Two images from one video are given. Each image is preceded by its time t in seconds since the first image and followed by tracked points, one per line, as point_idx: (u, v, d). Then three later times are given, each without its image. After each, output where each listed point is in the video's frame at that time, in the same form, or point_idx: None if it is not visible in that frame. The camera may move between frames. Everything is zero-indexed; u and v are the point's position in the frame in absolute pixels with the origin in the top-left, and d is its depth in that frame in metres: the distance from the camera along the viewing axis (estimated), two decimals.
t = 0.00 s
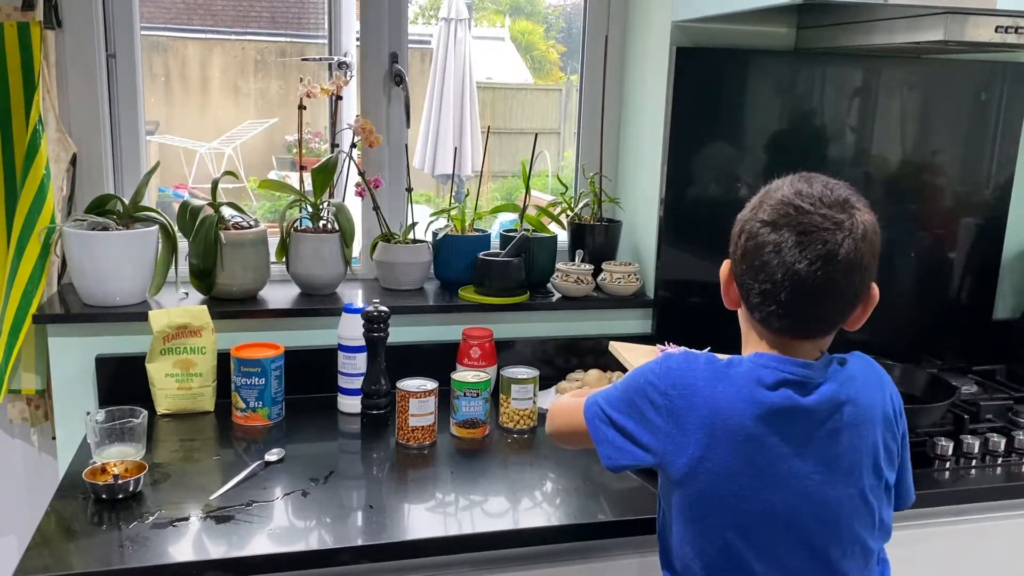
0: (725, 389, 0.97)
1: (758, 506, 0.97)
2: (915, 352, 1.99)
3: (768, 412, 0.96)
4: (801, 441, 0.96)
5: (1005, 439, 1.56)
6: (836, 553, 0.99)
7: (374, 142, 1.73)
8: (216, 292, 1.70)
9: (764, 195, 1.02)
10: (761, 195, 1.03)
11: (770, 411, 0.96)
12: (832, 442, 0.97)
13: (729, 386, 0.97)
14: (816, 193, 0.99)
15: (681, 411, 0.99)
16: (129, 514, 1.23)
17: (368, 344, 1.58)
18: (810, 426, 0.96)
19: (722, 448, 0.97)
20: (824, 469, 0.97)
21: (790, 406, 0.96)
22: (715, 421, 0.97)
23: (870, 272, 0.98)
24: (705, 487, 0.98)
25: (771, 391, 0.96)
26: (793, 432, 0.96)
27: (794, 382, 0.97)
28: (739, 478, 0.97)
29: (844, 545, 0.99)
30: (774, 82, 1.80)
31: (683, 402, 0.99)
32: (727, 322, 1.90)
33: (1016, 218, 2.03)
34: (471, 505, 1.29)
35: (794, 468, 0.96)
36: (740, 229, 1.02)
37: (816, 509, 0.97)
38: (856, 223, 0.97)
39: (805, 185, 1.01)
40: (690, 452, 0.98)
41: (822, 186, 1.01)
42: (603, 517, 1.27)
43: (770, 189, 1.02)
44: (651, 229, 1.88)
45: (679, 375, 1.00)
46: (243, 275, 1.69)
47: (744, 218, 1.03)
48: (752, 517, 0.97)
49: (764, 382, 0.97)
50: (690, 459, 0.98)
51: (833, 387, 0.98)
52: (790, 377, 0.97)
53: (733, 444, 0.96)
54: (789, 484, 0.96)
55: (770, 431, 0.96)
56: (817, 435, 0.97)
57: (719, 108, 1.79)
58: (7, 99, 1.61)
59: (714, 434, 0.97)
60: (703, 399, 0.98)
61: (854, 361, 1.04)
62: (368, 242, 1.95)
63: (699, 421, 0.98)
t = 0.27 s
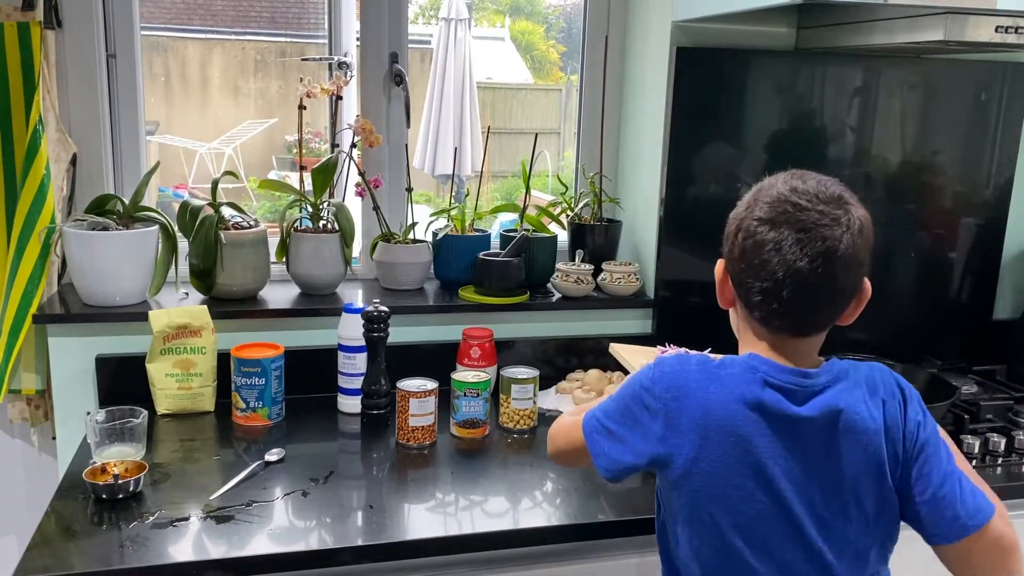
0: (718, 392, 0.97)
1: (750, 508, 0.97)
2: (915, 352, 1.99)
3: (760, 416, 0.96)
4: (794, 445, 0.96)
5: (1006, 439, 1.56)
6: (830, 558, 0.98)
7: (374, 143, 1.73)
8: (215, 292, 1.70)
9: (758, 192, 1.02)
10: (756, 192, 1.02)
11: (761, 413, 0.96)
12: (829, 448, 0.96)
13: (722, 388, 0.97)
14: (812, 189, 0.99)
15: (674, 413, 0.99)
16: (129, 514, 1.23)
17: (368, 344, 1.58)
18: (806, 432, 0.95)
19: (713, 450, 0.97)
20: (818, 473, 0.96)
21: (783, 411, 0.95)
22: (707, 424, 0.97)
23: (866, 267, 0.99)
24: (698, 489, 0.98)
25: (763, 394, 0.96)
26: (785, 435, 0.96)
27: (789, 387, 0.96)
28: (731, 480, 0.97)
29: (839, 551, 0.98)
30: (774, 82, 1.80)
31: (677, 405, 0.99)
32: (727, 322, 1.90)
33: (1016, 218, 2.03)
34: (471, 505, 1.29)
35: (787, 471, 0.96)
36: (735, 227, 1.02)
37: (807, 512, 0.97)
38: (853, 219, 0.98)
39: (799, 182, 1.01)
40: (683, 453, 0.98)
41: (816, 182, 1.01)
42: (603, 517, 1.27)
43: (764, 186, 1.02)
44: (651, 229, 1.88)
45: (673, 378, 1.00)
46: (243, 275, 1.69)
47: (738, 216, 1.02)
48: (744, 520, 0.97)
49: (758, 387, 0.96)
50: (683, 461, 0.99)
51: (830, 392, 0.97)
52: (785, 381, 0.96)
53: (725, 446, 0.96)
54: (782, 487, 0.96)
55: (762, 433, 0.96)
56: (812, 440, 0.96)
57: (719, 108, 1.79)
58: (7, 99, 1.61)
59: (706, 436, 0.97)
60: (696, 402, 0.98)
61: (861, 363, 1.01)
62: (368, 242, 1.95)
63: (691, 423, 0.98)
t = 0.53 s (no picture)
0: (717, 399, 0.97)
1: (755, 515, 0.96)
2: (915, 352, 1.99)
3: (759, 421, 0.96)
4: (796, 449, 0.96)
5: (1005, 439, 1.55)
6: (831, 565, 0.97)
7: (374, 143, 1.73)
8: (215, 292, 1.70)
9: (758, 194, 1.02)
10: (757, 194, 1.02)
11: (761, 418, 0.96)
12: (827, 454, 0.96)
13: (720, 395, 0.97)
14: (813, 190, 0.99)
15: (673, 420, 0.99)
16: (129, 514, 1.23)
17: (368, 344, 1.58)
18: (805, 437, 0.95)
19: (715, 457, 0.96)
20: (820, 477, 0.96)
21: (782, 416, 0.95)
22: (707, 431, 0.97)
23: (868, 267, 0.99)
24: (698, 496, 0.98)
25: (762, 398, 0.96)
26: (787, 440, 0.95)
27: (787, 391, 0.96)
28: (734, 487, 0.96)
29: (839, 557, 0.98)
30: (774, 82, 1.80)
31: (676, 413, 0.99)
32: (727, 322, 1.90)
33: (1016, 218, 2.03)
34: (471, 505, 1.29)
35: (786, 478, 0.95)
36: (735, 229, 1.02)
37: (808, 519, 0.96)
38: (854, 219, 0.98)
39: (800, 182, 1.01)
40: (683, 461, 0.98)
41: (816, 182, 1.01)
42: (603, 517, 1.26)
43: (764, 187, 1.02)
44: (650, 229, 1.88)
45: (671, 388, 1.00)
46: (243, 275, 1.69)
47: (739, 218, 1.02)
48: (749, 527, 0.96)
49: (757, 392, 0.96)
50: (682, 467, 0.98)
51: (829, 397, 0.97)
52: (783, 387, 0.96)
53: (724, 452, 0.96)
54: (782, 494, 0.95)
55: (762, 438, 0.95)
56: (811, 445, 0.96)
57: (719, 108, 1.79)
58: (7, 99, 1.61)
59: (707, 443, 0.97)
60: (694, 408, 0.98)
61: (857, 365, 1.02)
62: (368, 242, 1.95)
63: (692, 431, 0.98)
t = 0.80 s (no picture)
0: (718, 403, 0.97)
1: (759, 517, 0.96)
2: (915, 352, 1.99)
3: (761, 424, 0.96)
4: (799, 451, 0.95)
5: (1005, 439, 1.55)
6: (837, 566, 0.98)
7: (374, 143, 1.73)
8: (216, 292, 1.70)
9: (754, 196, 1.02)
10: (752, 196, 1.02)
11: (763, 421, 0.96)
12: (830, 455, 0.96)
13: (721, 399, 0.98)
14: (809, 190, 0.99)
15: (675, 425, 0.99)
16: (129, 514, 1.23)
17: (368, 344, 1.58)
18: (807, 439, 0.95)
19: (718, 462, 0.97)
20: (825, 479, 0.96)
21: (784, 419, 0.95)
22: (709, 435, 0.97)
23: (866, 266, 0.99)
24: (701, 500, 0.98)
25: (764, 402, 0.96)
26: (790, 443, 0.95)
27: (789, 394, 0.96)
28: (737, 490, 0.96)
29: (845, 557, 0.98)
30: (774, 82, 1.80)
31: (678, 418, 0.99)
32: (727, 322, 1.90)
33: (1016, 218, 2.03)
34: (471, 505, 1.29)
35: (789, 480, 0.96)
36: (732, 232, 1.02)
37: (812, 521, 0.96)
38: (850, 219, 0.98)
39: (795, 183, 1.01)
40: (685, 466, 0.99)
41: (812, 183, 1.01)
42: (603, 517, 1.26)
43: (760, 189, 1.02)
44: (650, 229, 1.88)
45: (672, 393, 1.00)
46: (243, 275, 1.69)
47: (735, 220, 1.02)
48: (754, 530, 0.97)
49: (758, 396, 0.96)
50: (685, 472, 0.99)
51: (832, 399, 0.97)
52: (785, 389, 0.96)
53: (726, 457, 0.96)
54: (785, 496, 0.96)
55: (765, 442, 0.95)
56: (814, 448, 0.96)
57: (719, 108, 1.80)
58: (7, 99, 1.61)
59: (710, 448, 0.97)
60: (696, 413, 0.98)
61: (859, 364, 1.02)
62: (368, 242, 1.95)
63: (694, 435, 0.98)
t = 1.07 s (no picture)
0: (721, 405, 0.97)
1: (764, 518, 0.96)
2: (915, 352, 1.99)
3: (764, 425, 0.96)
4: (802, 452, 0.95)
5: (1006, 439, 1.55)
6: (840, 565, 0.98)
7: (374, 142, 1.73)
8: (216, 292, 1.70)
9: (754, 196, 1.01)
10: (755, 195, 1.02)
11: (766, 423, 0.96)
12: (833, 456, 0.96)
13: (724, 401, 0.97)
14: (814, 189, 0.99)
15: (678, 428, 0.99)
16: (129, 514, 1.23)
17: (368, 344, 1.58)
18: (810, 440, 0.95)
19: (722, 464, 0.96)
20: (828, 479, 0.96)
21: (787, 420, 0.95)
22: (712, 438, 0.97)
23: (871, 264, 0.99)
24: (704, 502, 0.98)
25: (767, 403, 0.96)
26: (793, 444, 0.95)
27: (791, 395, 0.96)
28: (741, 493, 0.96)
29: (848, 556, 0.98)
30: (774, 82, 1.80)
31: (681, 420, 0.99)
32: (727, 322, 1.90)
33: (1016, 217, 2.03)
34: (471, 505, 1.29)
35: (792, 481, 0.96)
36: (735, 232, 1.01)
37: (815, 521, 0.97)
38: (855, 215, 0.98)
39: (797, 182, 1.01)
40: (688, 468, 0.98)
41: (815, 181, 1.01)
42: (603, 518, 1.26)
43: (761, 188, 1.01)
44: (650, 229, 1.88)
45: (674, 396, 1.00)
46: (243, 275, 1.69)
47: (736, 221, 1.02)
48: (759, 531, 0.97)
49: (761, 397, 0.96)
50: (688, 474, 0.99)
51: (834, 399, 0.96)
52: (787, 390, 0.96)
53: (730, 459, 0.96)
54: (788, 497, 0.96)
55: (768, 443, 0.95)
56: (817, 448, 0.96)
57: (719, 108, 1.79)
58: (7, 99, 1.61)
59: (713, 450, 0.97)
60: (699, 415, 0.98)
61: (861, 364, 1.02)
62: (368, 242, 1.95)
63: (697, 438, 0.97)
